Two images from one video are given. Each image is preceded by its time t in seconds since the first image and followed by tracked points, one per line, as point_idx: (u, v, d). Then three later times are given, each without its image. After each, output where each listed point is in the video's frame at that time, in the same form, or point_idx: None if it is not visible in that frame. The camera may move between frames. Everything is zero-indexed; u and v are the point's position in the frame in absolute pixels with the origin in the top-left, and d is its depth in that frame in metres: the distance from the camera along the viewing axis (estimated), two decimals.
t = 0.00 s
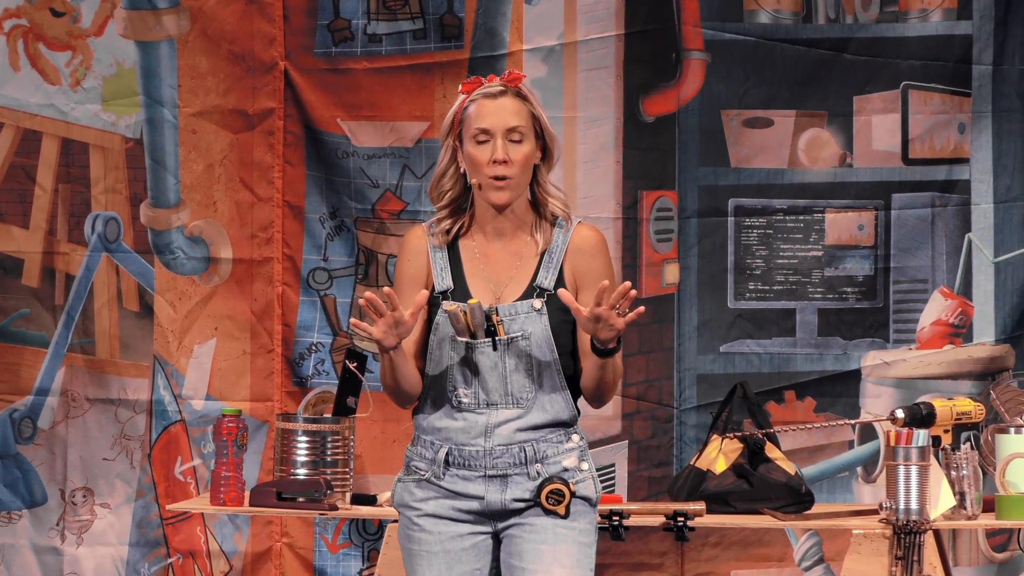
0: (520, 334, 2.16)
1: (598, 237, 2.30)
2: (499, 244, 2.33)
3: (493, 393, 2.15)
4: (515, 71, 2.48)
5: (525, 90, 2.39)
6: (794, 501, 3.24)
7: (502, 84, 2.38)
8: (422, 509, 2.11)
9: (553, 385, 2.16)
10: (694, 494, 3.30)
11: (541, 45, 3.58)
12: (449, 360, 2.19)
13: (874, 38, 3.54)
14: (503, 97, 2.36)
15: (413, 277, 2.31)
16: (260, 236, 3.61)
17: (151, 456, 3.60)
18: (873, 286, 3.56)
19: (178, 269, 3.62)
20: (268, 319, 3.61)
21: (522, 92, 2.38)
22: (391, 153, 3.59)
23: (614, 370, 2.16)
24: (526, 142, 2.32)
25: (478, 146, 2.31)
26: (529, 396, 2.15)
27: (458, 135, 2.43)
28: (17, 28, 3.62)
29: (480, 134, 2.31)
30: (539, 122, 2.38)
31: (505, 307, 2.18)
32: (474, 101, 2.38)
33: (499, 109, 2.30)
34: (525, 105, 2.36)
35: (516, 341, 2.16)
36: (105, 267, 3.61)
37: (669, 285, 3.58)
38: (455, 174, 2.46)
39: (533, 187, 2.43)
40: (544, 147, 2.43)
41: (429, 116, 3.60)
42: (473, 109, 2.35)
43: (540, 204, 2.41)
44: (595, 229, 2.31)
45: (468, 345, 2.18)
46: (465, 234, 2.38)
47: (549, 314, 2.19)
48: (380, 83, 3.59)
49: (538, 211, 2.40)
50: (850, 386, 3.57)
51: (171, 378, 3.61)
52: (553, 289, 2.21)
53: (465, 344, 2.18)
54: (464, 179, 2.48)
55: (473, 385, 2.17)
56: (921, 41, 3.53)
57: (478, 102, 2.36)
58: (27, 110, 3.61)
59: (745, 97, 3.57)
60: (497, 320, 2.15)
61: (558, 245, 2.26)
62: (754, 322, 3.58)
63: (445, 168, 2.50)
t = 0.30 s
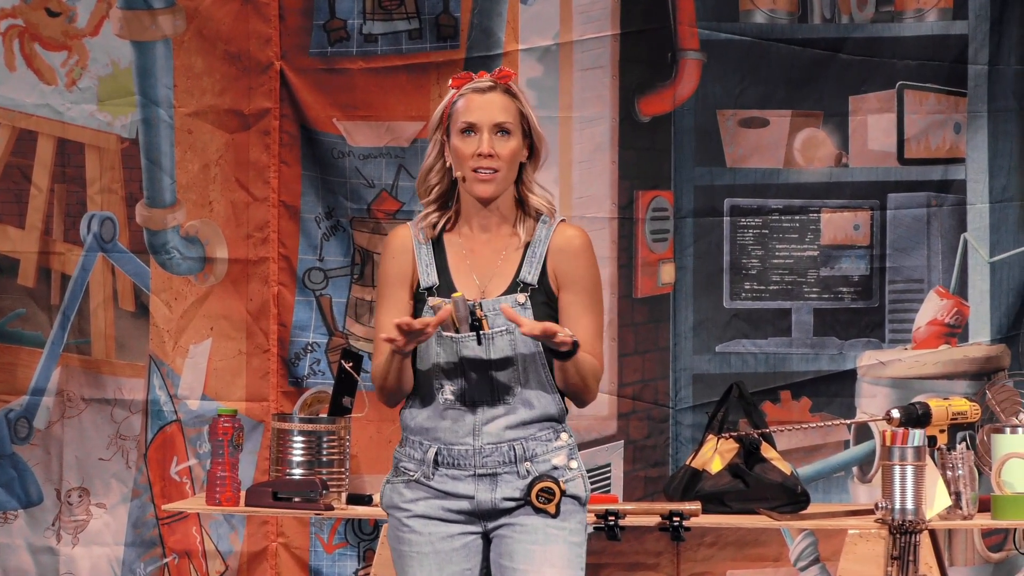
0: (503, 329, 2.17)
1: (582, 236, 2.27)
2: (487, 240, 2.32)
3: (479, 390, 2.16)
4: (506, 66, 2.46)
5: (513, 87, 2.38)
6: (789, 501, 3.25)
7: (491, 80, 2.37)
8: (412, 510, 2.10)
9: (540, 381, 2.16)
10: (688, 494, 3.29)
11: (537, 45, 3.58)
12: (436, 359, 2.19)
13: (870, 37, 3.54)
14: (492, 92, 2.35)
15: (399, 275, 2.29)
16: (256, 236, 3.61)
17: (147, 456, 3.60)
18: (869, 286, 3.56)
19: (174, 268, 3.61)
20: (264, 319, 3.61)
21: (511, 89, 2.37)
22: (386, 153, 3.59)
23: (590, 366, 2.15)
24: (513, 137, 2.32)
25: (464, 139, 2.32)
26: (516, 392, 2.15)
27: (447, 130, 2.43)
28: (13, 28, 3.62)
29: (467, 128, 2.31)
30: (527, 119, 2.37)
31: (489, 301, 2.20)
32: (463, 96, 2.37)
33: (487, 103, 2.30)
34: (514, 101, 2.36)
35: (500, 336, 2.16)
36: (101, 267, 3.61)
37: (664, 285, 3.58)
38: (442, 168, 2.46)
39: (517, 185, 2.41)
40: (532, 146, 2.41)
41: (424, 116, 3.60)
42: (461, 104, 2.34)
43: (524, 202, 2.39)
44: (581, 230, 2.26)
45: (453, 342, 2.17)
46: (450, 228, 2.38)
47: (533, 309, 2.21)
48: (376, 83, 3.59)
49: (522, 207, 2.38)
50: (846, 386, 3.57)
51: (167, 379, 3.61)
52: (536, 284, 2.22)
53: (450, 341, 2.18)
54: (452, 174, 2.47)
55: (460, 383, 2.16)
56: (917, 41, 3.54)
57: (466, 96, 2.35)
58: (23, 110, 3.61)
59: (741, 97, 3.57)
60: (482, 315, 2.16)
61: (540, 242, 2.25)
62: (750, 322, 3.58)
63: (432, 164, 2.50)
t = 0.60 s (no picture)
0: (489, 321, 2.19)
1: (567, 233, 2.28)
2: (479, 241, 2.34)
3: (467, 386, 2.14)
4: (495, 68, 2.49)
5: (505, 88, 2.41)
6: (786, 501, 3.25)
7: (483, 79, 2.39)
8: (403, 511, 2.10)
9: (528, 376, 2.17)
10: (685, 495, 3.30)
11: (534, 45, 3.58)
12: (424, 357, 2.19)
13: (867, 38, 3.54)
14: (484, 90, 2.36)
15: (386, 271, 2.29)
16: (253, 236, 3.61)
17: (144, 457, 3.60)
18: (865, 287, 3.56)
19: (170, 269, 3.62)
20: (261, 320, 3.60)
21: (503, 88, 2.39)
22: (383, 153, 3.59)
23: (563, 351, 2.14)
24: (504, 136, 2.34)
25: (456, 136, 2.32)
26: (504, 388, 2.14)
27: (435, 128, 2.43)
28: (10, 29, 3.62)
29: (458, 123, 2.32)
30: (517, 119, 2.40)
31: (475, 295, 2.22)
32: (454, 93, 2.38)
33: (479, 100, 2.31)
34: (505, 100, 2.38)
35: (485, 328, 2.18)
36: (98, 268, 3.61)
37: (661, 286, 3.58)
38: (429, 168, 2.48)
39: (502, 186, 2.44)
40: (518, 147, 2.44)
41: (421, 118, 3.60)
42: (452, 101, 2.35)
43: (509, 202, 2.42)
44: (567, 227, 2.28)
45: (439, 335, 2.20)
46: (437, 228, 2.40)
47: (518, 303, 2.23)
48: (373, 84, 3.59)
49: (507, 207, 2.40)
50: (843, 387, 3.57)
51: (164, 379, 3.61)
52: (522, 277, 2.22)
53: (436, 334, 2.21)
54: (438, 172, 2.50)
55: (448, 380, 2.15)
56: (913, 42, 3.53)
57: (458, 93, 2.36)
58: (20, 111, 3.62)
59: (737, 98, 3.57)
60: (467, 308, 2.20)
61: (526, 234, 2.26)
62: (747, 323, 3.58)
63: (418, 163, 2.51)
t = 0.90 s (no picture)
0: (486, 319, 2.20)
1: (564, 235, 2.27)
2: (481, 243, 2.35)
3: (464, 384, 2.14)
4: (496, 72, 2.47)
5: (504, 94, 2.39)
6: (789, 502, 3.24)
7: (481, 86, 2.38)
8: (401, 510, 2.10)
9: (526, 376, 2.16)
10: (688, 496, 3.30)
11: (536, 46, 3.58)
12: (422, 356, 2.20)
13: (870, 39, 3.54)
14: (481, 98, 2.36)
15: (383, 271, 2.30)
16: (256, 237, 3.62)
17: (148, 457, 3.60)
18: (868, 287, 3.56)
19: (173, 270, 3.62)
20: (264, 321, 3.61)
21: (501, 96, 2.38)
22: (386, 154, 3.59)
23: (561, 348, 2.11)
24: (499, 145, 2.34)
25: (451, 144, 2.32)
26: (501, 387, 2.14)
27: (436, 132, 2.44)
28: (13, 30, 3.62)
29: (453, 133, 2.32)
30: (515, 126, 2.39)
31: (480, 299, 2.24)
32: (452, 100, 2.38)
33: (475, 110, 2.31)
34: (502, 108, 2.37)
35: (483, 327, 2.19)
36: (101, 269, 3.61)
37: (664, 287, 3.58)
38: (430, 169, 2.49)
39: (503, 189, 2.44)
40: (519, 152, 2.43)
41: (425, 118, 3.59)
42: (449, 108, 2.35)
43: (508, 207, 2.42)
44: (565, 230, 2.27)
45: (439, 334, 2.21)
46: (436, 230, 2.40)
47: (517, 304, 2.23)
48: (376, 85, 3.59)
49: (507, 211, 2.39)
50: (846, 387, 3.57)
51: (167, 380, 3.61)
52: (517, 278, 2.22)
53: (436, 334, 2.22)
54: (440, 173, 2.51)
55: (445, 379, 2.16)
56: (917, 43, 3.53)
57: (456, 100, 2.36)
58: (23, 112, 3.61)
59: (740, 98, 3.57)
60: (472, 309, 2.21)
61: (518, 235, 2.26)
62: (750, 324, 3.58)
63: (420, 162, 2.53)
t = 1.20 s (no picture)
0: (494, 319, 2.20)
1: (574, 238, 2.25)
2: (496, 242, 2.35)
3: (472, 384, 2.14)
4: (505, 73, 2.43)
5: (511, 96, 2.36)
6: (800, 502, 3.24)
7: (485, 88, 2.36)
8: (409, 509, 2.10)
9: (534, 376, 2.16)
10: (699, 496, 3.29)
11: (547, 46, 3.58)
12: (429, 355, 2.20)
13: (880, 39, 3.54)
14: (485, 101, 2.34)
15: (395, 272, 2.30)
16: (266, 237, 3.61)
17: (158, 457, 3.60)
18: (879, 287, 3.56)
19: (184, 270, 3.62)
20: (274, 321, 3.61)
21: (506, 98, 2.36)
22: (397, 154, 3.59)
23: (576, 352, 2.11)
24: (501, 148, 2.32)
25: (454, 147, 2.32)
26: (508, 387, 2.13)
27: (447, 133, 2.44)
28: (24, 30, 3.62)
29: (456, 136, 2.31)
30: (522, 129, 2.37)
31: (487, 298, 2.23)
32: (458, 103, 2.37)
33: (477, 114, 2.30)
34: (507, 111, 2.34)
35: (490, 327, 2.19)
36: (111, 269, 3.61)
37: (675, 287, 3.58)
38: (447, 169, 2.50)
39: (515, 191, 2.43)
40: (529, 154, 2.41)
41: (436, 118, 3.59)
42: (454, 112, 2.35)
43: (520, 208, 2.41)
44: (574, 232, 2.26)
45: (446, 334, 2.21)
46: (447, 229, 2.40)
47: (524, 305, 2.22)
48: (386, 85, 3.59)
49: (519, 214, 2.39)
50: (857, 388, 3.57)
51: (177, 380, 3.61)
52: (525, 279, 2.22)
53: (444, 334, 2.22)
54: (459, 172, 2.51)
55: (453, 379, 2.15)
56: (927, 43, 3.53)
57: (461, 103, 2.35)
58: (34, 112, 3.62)
59: (750, 98, 3.57)
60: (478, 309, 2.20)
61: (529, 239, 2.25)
62: (760, 324, 3.58)
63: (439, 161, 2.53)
